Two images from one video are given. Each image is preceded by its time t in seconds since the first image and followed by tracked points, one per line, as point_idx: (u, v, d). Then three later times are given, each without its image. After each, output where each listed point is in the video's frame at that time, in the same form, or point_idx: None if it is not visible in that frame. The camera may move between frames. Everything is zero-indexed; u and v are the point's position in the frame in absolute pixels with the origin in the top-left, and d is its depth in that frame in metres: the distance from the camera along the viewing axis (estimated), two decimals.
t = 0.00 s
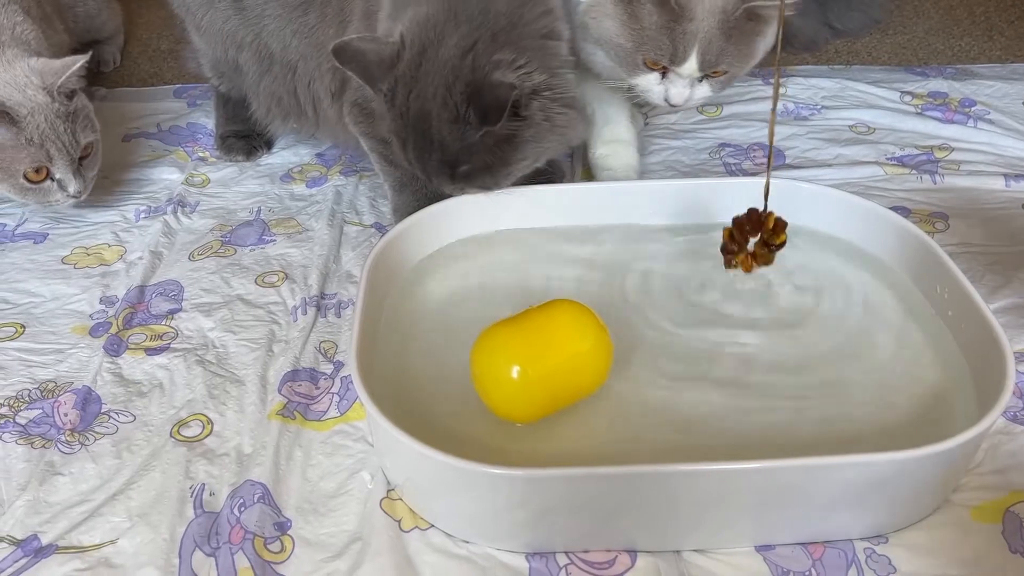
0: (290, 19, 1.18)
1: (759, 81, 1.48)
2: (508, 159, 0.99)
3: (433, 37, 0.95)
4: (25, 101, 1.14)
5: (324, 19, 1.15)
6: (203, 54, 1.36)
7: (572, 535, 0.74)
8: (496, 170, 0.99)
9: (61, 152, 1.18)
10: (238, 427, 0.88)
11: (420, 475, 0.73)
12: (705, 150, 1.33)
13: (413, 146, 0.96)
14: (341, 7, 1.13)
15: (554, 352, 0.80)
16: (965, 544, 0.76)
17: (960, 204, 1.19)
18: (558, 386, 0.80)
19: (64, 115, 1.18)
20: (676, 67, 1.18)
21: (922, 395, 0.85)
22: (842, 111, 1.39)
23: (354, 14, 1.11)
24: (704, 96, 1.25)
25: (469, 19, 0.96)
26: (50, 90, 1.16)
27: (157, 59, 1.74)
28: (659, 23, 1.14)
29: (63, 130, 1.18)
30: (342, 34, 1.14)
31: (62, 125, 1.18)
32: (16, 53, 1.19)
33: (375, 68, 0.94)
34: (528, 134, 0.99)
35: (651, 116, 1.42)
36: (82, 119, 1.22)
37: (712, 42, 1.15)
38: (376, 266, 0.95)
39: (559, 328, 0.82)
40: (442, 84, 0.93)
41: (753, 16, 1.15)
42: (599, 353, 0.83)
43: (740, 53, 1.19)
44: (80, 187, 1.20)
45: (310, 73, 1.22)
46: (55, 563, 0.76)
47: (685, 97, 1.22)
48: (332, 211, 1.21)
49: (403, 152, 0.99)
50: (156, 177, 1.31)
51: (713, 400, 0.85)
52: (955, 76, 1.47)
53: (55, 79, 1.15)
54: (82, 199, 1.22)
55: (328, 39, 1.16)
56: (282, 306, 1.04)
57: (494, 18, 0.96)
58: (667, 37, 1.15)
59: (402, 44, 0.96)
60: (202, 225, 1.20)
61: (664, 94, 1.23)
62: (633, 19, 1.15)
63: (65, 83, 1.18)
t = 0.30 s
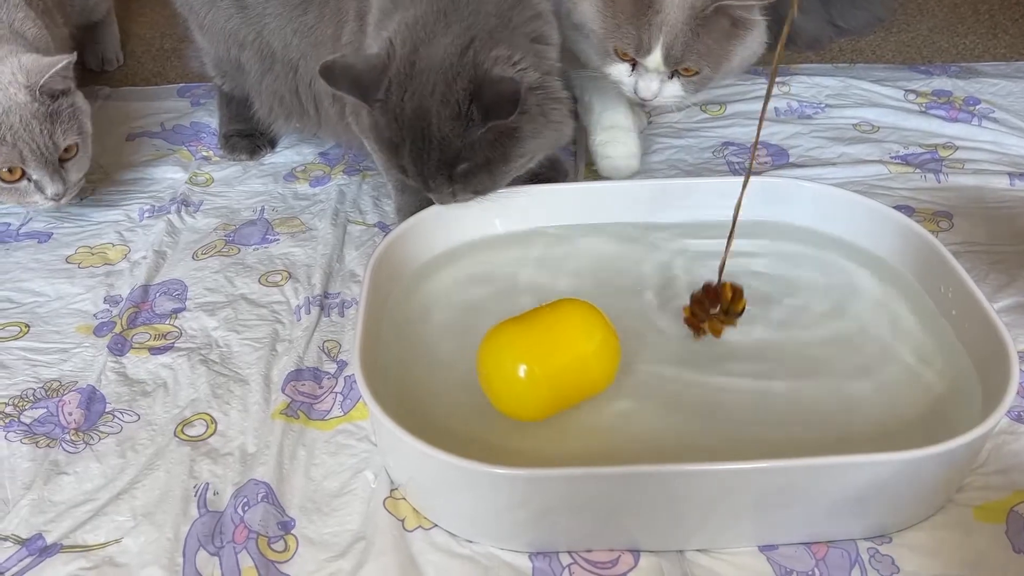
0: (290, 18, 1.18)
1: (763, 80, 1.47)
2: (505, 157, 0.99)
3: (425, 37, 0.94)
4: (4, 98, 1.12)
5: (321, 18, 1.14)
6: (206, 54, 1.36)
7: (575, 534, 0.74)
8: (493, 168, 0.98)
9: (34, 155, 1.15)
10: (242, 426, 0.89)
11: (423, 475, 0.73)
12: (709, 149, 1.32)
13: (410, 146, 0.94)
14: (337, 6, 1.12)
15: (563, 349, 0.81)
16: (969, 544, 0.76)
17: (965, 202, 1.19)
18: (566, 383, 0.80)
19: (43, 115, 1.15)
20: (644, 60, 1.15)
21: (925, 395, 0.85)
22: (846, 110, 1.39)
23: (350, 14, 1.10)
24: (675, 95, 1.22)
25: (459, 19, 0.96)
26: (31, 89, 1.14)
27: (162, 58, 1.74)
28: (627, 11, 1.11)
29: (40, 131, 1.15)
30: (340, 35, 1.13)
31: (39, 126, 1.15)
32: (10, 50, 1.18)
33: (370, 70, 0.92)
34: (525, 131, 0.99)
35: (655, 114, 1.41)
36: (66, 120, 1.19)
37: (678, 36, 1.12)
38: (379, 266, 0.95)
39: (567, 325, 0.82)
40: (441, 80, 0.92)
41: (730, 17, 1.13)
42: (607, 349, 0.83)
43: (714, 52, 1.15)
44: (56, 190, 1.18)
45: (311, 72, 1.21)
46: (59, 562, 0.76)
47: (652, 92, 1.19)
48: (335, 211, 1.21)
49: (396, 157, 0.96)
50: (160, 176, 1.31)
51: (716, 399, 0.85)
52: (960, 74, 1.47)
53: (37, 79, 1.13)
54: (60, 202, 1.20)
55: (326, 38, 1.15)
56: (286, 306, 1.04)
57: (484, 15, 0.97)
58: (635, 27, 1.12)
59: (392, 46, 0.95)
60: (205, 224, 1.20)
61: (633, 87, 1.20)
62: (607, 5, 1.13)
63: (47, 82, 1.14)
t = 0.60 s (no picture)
0: (286, 18, 1.18)
1: (766, 80, 1.47)
2: (537, 137, 0.99)
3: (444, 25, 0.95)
4: (19, 116, 1.08)
5: (316, 19, 1.14)
6: (206, 51, 1.36)
7: (577, 535, 0.74)
8: (526, 148, 0.98)
9: (44, 176, 1.11)
10: (244, 426, 0.89)
11: (425, 475, 0.74)
12: (711, 149, 1.32)
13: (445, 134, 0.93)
14: (332, 8, 1.12)
15: (577, 345, 0.81)
16: (971, 545, 0.76)
17: (968, 203, 1.19)
18: (581, 381, 0.80)
19: (58, 137, 1.11)
20: (631, 31, 1.14)
21: (927, 397, 0.84)
22: (849, 110, 1.39)
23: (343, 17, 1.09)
24: (663, 72, 1.20)
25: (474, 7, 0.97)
26: (49, 108, 1.09)
27: (164, 58, 1.74)
28: None
29: (53, 153, 1.11)
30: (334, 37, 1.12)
31: (52, 147, 1.11)
32: (35, 64, 1.14)
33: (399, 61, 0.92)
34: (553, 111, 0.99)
35: (657, 114, 1.41)
36: (81, 142, 1.14)
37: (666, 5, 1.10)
38: (381, 266, 0.95)
39: (577, 322, 0.82)
40: (472, 62, 0.93)
41: None
42: (620, 343, 0.84)
43: (705, 26, 1.16)
44: (64, 212, 1.14)
45: (305, 73, 1.21)
46: (61, 562, 0.76)
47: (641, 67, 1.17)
48: (337, 211, 1.21)
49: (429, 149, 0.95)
50: (162, 176, 1.31)
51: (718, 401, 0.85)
52: (963, 74, 1.47)
53: (56, 98, 1.09)
54: (69, 222, 1.17)
55: (321, 39, 1.14)
56: (288, 306, 1.04)
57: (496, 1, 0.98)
58: None
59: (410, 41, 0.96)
60: (208, 224, 1.20)
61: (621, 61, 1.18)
62: None
63: (65, 103, 1.10)
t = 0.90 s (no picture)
0: (277, 15, 1.17)
1: (767, 81, 1.47)
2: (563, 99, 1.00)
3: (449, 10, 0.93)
4: (70, 104, 1.07)
5: (304, 18, 1.13)
6: (207, 49, 1.36)
7: (577, 535, 0.74)
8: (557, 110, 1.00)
9: (95, 165, 1.11)
10: (245, 425, 0.89)
11: (426, 474, 0.74)
12: (713, 150, 1.32)
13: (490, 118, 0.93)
14: (319, 7, 1.10)
15: (589, 352, 0.80)
16: (972, 546, 0.76)
17: (970, 204, 1.18)
18: (593, 390, 0.80)
19: (109, 125, 1.11)
20: (635, 8, 1.14)
21: (928, 397, 0.84)
22: (851, 111, 1.39)
23: (332, 16, 1.08)
24: (670, 50, 1.21)
25: None
26: (100, 97, 1.09)
27: (167, 58, 1.74)
28: None
29: (104, 142, 1.11)
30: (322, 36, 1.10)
31: (104, 136, 1.10)
32: (82, 49, 1.12)
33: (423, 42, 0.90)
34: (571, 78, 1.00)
35: (659, 115, 1.41)
36: (131, 131, 1.15)
37: None
38: (383, 266, 0.95)
39: (589, 330, 0.82)
40: (498, 35, 0.92)
41: None
42: (631, 352, 0.83)
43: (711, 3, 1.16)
44: (112, 202, 1.14)
45: (297, 72, 1.20)
46: (63, 560, 0.76)
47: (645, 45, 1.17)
48: (339, 210, 1.21)
49: (467, 128, 0.93)
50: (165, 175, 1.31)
51: (719, 401, 0.85)
52: (965, 76, 1.47)
53: (110, 88, 1.09)
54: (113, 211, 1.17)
55: (309, 38, 1.13)
56: (289, 305, 1.04)
57: None
58: None
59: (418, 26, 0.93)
60: (210, 223, 1.20)
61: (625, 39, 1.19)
62: None
63: (116, 91, 1.10)
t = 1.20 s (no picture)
0: (259, 18, 1.15)
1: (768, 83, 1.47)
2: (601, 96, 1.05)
3: (500, 28, 0.92)
4: (78, 72, 1.04)
5: (293, 27, 1.10)
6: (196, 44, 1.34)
7: (577, 535, 0.74)
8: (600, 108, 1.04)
9: (107, 133, 1.09)
10: (245, 423, 0.89)
11: (426, 473, 0.74)
12: (714, 151, 1.32)
13: (575, 130, 0.94)
14: (309, 15, 1.08)
15: (605, 344, 0.81)
16: (971, 548, 0.76)
17: (970, 206, 1.19)
18: (609, 381, 0.80)
19: (119, 91, 1.08)
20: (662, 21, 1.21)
21: (928, 398, 0.85)
22: (852, 113, 1.39)
23: (325, 23, 1.05)
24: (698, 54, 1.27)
25: None
26: (109, 62, 1.06)
27: (168, 57, 1.74)
28: None
29: (115, 109, 1.08)
30: (314, 44, 1.08)
31: (115, 102, 1.08)
32: (83, 17, 1.10)
33: (500, 67, 0.89)
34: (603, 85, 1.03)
35: (659, 116, 1.41)
36: (140, 97, 1.12)
37: None
38: (383, 265, 0.95)
39: (602, 323, 0.82)
40: (561, 48, 0.94)
41: None
42: (646, 343, 0.84)
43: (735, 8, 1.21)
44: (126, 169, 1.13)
45: (280, 76, 1.18)
46: (63, 557, 0.76)
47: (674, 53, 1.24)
48: (340, 210, 1.21)
49: (548, 147, 0.93)
50: (166, 173, 1.31)
51: (719, 401, 0.85)
52: (965, 78, 1.47)
53: (117, 53, 1.06)
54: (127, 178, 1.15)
55: (299, 48, 1.10)
56: (290, 303, 1.05)
57: None
58: None
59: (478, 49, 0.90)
60: (211, 222, 1.20)
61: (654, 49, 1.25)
62: None
63: (124, 56, 1.07)
